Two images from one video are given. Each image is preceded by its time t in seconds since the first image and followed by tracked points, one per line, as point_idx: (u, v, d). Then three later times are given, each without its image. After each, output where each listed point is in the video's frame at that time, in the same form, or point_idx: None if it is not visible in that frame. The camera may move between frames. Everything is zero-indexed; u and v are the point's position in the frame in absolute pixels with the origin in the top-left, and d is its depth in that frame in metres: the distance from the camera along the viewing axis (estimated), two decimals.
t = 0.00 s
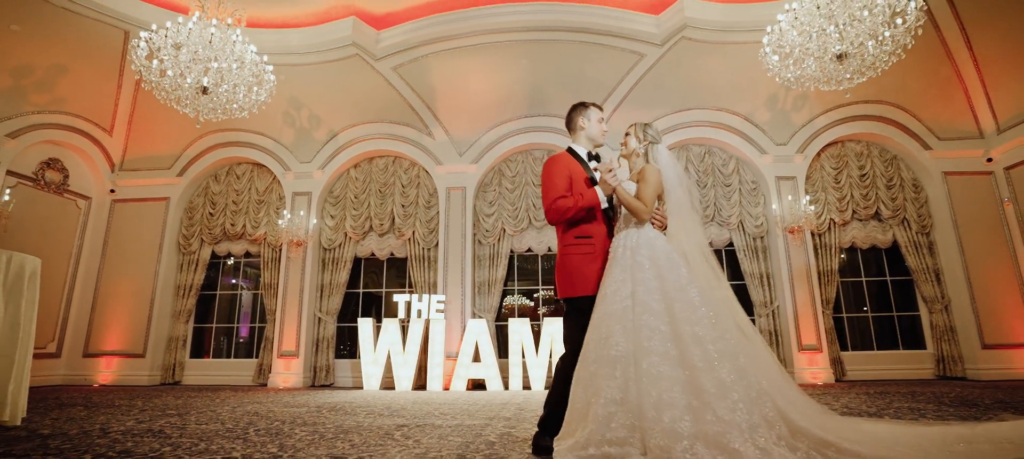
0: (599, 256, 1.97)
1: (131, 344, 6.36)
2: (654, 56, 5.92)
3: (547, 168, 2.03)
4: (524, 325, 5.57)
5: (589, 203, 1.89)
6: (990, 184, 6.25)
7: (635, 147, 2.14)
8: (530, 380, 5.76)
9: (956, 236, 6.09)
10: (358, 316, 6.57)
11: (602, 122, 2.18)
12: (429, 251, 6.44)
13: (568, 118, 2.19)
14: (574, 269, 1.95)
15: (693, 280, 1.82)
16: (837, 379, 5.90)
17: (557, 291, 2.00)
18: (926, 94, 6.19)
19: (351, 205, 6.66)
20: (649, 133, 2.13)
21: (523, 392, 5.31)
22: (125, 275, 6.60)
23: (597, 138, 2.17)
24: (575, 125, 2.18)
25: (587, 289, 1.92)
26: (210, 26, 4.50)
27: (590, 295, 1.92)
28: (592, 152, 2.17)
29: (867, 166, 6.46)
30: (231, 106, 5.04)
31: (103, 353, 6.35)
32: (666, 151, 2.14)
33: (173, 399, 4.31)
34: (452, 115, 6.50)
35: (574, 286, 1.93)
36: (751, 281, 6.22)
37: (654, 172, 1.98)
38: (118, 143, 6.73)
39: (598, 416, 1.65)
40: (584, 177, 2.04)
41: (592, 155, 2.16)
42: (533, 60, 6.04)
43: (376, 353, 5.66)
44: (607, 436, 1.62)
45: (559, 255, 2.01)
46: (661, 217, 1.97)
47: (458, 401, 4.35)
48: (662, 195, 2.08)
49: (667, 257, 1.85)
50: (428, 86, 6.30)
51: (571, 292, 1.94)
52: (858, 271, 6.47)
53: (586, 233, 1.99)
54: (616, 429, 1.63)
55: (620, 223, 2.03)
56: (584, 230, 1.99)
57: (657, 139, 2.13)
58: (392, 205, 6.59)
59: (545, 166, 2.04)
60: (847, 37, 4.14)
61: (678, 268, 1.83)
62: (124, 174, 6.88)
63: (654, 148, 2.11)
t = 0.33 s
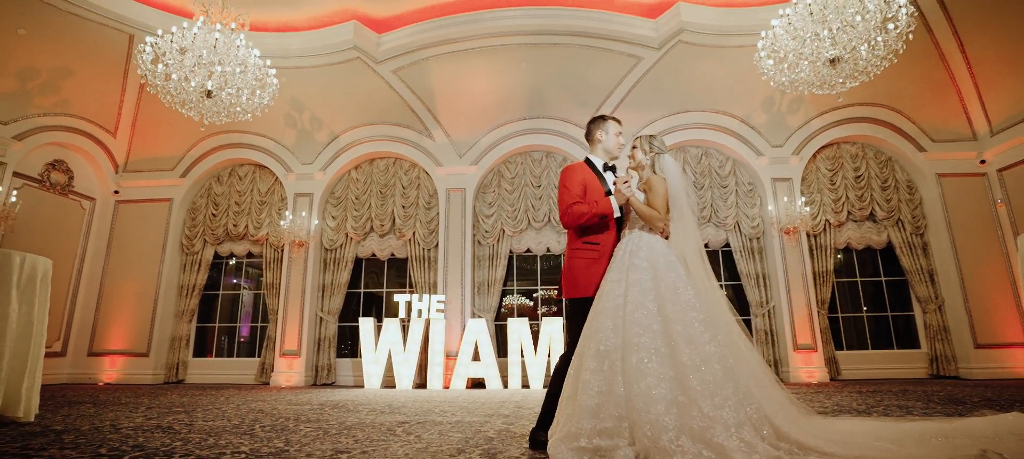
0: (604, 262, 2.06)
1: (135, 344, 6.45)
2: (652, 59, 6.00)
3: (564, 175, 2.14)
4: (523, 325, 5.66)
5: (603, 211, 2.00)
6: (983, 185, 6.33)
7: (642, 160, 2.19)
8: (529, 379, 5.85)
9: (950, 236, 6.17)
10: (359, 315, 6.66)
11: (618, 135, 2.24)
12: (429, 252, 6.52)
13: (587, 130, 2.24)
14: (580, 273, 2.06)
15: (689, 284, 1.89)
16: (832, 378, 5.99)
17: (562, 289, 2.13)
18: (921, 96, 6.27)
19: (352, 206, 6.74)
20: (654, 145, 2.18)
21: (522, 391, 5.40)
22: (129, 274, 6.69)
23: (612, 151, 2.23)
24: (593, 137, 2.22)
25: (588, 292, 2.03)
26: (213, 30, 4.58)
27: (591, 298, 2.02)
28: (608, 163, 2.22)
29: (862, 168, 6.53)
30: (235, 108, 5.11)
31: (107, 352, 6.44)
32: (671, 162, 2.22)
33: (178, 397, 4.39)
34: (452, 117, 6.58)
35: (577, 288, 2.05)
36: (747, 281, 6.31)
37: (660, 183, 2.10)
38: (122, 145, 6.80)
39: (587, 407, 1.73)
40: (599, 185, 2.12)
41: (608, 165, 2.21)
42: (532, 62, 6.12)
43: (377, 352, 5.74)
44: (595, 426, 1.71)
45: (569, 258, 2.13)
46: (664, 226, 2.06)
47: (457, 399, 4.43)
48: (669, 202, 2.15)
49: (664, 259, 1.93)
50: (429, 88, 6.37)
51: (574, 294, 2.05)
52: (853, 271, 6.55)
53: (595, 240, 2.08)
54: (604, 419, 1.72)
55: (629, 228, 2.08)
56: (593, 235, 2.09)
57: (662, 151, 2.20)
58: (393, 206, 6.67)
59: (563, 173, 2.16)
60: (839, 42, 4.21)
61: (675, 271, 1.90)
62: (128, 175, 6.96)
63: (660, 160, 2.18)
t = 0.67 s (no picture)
0: (606, 265, 2.15)
1: (138, 343, 6.52)
2: (649, 62, 6.08)
3: (580, 176, 2.21)
4: (522, 325, 5.74)
5: (610, 214, 2.08)
6: (976, 186, 6.41)
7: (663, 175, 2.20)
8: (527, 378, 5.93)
9: (943, 237, 6.24)
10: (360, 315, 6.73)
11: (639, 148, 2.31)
12: (429, 253, 6.60)
13: (609, 139, 2.33)
14: (582, 272, 2.14)
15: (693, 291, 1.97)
16: (826, 377, 6.08)
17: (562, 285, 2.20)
18: (915, 99, 6.35)
19: (353, 207, 6.82)
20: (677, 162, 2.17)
21: (521, 390, 5.49)
22: (132, 275, 6.76)
23: (630, 162, 2.31)
24: (614, 146, 2.31)
25: (588, 292, 2.11)
26: (218, 35, 4.65)
27: (590, 298, 2.11)
28: (625, 173, 2.30)
29: (857, 170, 6.60)
30: (239, 111, 5.19)
31: (111, 352, 6.51)
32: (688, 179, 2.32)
33: (182, 395, 4.46)
34: (452, 119, 6.66)
35: (578, 287, 2.13)
36: (743, 282, 6.38)
37: (676, 197, 2.17)
38: (126, 147, 6.87)
39: (586, 396, 1.81)
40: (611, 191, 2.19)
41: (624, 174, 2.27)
42: (532, 66, 6.19)
43: (377, 352, 5.82)
44: (591, 414, 1.79)
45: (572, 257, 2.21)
46: (673, 236, 2.21)
47: (456, 398, 4.51)
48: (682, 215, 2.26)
49: (672, 266, 2.00)
50: (429, 91, 6.45)
51: (573, 292, 2.13)
52: (848, 271, 6.62)
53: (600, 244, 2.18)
54: (600, 409, 1.79)
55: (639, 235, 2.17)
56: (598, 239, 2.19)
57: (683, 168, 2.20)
58: (393, 207, 6.74)
59: (579, 174, 2.22)
60: (832, 47, 4.29)
61: (684, 281, 1.97)
62: (131, 177, 7.03)
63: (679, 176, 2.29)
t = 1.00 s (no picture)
0: (605, 269, 2.22)
1: (142, 343, 6.60)
2: (647, 66, 6.16)
3: (595, 181, 2.29)
4: (520, 325, 5.81)
5: (617, 220, 2.13)
6: (968, 187, 6.50)
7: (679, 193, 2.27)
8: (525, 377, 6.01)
9: (936, 238, 6.33)
10: (360, 315, 6.81)
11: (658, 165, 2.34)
12: (429, 254, 6.68)
13: (630, 152, 2.36)
14: (582, 272, 2.22)
15: (690, 295, 2.05)
16: (821, 376, 6.16)
17: (561, 282, 2.27)
18: (910, 102, 6.43)
19: (353, 208, 6.90)
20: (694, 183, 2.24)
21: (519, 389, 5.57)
22: (135, 275, 6.84)
23: (646, 178, 2.34)
24: (634, 160, 2.34)
25: (584, 291, 2.19)
26: (221, 40, 4.73)
27: (586, 298, 2.18)
28: (639, 186, 2.35)
29: (852, 171, 6.68)
30: (241, 114, 5.27)
31: (114, 351, 6.59)
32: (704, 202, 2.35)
33: (185, 394, 4.53)
34: (452, 122, 6.75)
35: (575, 285, 2.21)
36: (739, 282, 6.46)
37: (687, 215, 2.22)
38: (129, 149, 6.95)
39: (586, 391, 1.89)
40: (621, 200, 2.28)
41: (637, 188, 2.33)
42: (530, 69, 6.28)
43: (377, 352, 5.90)
44: (589, 409, 1.87)
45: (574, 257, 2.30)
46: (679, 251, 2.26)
47: (456, 396, 4.58)
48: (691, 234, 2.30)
49: (674, 274, 2.08)
50: (429, 93, 6.53)
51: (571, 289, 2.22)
52: (842, 271, 6.70)
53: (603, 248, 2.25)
54: (598, 404, 1.87)
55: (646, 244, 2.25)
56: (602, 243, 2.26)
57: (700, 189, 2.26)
58: (393, 208, 6.82)
59: (594, 179, 2.31)
60: (825, 52, 4.37)
61: (685, 288, 2.05)
62: (134, 179, 7.10)
63: (694, 199, 2.35)
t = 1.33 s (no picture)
0: (604, 272, 2.30)
1: (145, 342, 6.69)
2: (644, 69, 6.24)
3: (609, 186, 2.34)
4: (518, 324, 5.91)
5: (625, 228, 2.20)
6: (961, 189, 6.60)
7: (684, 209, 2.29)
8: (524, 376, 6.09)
9: (929, 239, 6.42)
10: (361, 314, 6.90)
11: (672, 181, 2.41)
12: (429, 254, 6.76)
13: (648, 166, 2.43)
14: (582, 272, 2.32)
15: (684, 298, 2.12)
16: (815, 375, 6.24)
17: (561, 279, 2.35)
18: (904, 104, 6.51)
19: (354, 209, 6.98)
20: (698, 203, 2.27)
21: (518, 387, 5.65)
22: (139, 276, 6.92)
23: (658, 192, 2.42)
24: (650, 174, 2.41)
25: (582, 291, 2.28)
26: (225, 44, 4.80)
27: (583, 297, 2.28)
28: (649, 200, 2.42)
29: (847, 172, 6.76)
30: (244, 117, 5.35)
31: (118, 350, 6.68)
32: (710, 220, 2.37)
33: (190, 392, 4.61)
34: (452, 124, 6.84)
35: (574, 283, 2.31)
36: (735, 282, 6.54)
37: (688, 231, 2.28)
38: (132, 151, 7.04)
39: (584, 389, 1.97)
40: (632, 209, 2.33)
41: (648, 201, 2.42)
42: (529, 71, 6.36)
43: (378, 351, 5.99)
44: (586, 406, 1.95)
45: (575, 255, 2.39)
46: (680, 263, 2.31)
47: (456, 394, 4.66)
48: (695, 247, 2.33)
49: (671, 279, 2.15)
50: (429, 96, 6.61)
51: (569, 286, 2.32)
52: (838, 271, 6.78)
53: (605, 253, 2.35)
54: (596, 401, 1.95)
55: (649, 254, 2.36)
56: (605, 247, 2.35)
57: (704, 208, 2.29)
58: (393, 209, 6.91)
59: (609, 184, 2.36)
60: (818, 56, 4.44)
61: (680, 291, 2.12)
62: (137, 180, 7.19)
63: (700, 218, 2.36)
